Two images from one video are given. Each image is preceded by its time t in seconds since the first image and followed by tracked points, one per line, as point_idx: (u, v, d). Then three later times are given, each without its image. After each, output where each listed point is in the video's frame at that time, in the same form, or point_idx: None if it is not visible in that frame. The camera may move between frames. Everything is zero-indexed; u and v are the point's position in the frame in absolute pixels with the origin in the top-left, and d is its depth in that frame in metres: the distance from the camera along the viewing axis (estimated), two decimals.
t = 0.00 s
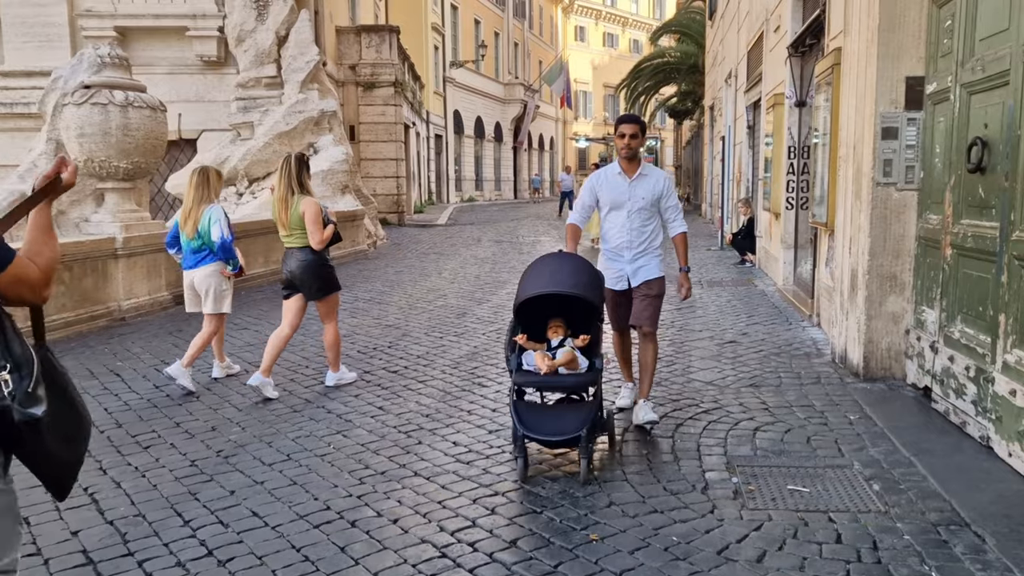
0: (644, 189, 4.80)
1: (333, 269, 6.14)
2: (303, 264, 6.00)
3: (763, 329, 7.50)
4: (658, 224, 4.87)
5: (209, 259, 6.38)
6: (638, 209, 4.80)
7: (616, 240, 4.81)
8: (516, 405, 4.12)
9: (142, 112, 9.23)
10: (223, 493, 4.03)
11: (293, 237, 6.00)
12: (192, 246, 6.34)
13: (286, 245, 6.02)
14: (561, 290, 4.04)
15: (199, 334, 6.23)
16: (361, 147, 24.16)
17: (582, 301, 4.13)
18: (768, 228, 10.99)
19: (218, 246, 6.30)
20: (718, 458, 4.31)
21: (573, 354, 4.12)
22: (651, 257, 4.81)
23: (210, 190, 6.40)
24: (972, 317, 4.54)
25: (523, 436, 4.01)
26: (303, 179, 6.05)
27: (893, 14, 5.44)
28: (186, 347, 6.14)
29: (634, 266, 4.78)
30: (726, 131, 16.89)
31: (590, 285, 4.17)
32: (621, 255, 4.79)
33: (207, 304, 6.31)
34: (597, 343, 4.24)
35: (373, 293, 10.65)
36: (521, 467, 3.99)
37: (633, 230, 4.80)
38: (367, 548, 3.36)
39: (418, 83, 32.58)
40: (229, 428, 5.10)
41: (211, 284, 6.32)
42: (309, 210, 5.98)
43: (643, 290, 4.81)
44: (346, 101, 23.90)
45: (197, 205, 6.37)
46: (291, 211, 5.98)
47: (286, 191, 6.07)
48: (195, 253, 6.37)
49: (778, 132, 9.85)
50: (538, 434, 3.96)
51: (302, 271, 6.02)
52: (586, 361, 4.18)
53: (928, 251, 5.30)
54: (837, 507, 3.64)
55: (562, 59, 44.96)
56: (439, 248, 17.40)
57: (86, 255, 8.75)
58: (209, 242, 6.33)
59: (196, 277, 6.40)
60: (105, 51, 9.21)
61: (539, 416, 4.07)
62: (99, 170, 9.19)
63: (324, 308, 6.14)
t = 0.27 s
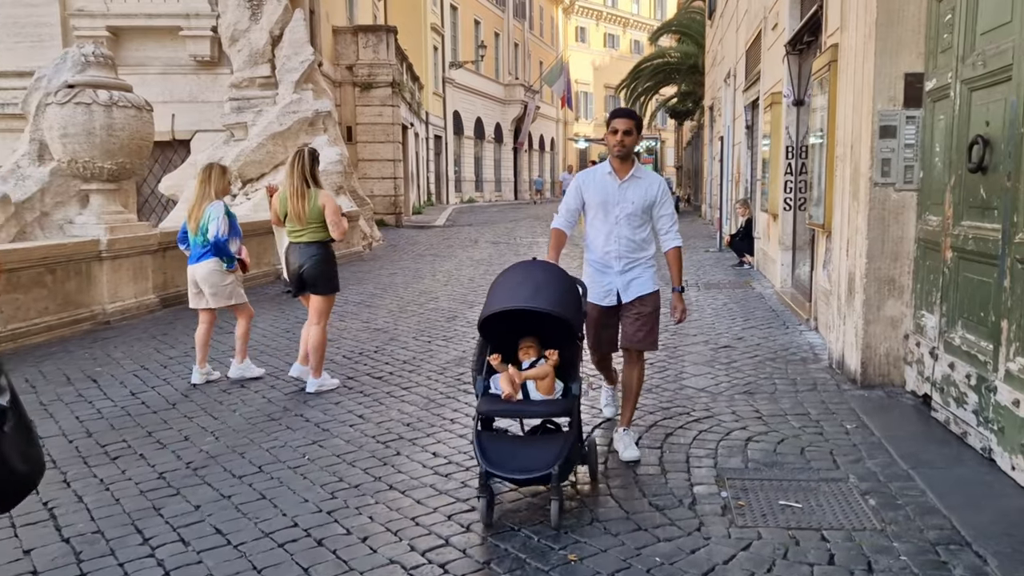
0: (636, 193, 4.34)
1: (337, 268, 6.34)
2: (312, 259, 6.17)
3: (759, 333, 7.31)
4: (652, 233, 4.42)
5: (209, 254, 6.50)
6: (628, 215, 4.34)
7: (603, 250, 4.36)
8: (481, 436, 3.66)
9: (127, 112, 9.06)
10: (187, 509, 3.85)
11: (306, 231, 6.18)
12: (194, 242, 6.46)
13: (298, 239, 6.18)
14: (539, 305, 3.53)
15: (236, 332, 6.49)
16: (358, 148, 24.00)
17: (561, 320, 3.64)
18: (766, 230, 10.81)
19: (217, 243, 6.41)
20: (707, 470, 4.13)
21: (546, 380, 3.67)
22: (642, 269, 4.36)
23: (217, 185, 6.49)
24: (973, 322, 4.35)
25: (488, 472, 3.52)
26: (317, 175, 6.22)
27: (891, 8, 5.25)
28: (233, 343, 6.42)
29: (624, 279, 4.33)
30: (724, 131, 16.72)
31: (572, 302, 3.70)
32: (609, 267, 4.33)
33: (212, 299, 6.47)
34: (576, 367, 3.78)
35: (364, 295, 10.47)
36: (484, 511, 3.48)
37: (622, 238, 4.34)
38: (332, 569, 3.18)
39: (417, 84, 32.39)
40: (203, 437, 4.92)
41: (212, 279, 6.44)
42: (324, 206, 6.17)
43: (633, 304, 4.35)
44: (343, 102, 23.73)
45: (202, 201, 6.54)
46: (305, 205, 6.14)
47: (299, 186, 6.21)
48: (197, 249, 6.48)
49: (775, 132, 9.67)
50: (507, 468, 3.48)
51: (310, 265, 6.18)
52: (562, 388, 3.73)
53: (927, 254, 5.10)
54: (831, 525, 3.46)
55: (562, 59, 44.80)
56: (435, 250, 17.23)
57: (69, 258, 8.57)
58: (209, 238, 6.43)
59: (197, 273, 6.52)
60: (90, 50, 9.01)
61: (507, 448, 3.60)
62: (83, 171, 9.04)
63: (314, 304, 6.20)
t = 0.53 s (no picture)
0: (624, 194, 3.96)
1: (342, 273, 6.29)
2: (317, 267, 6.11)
3: (757, 340, 7.11)
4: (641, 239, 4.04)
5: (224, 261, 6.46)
6: (616, 218, 3.96)
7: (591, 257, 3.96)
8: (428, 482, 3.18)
9: (115, 115, 8.89)
10: (148, 531, 3.67)
11: (312, 238, 6.11)
12: (210, 250, 6.45)
13: (304, 246, 6.11)
14: (501, 331, 3.11)
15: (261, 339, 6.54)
16: (359, 151, 23.87)
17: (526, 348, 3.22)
18: (767, 234, 10.60)
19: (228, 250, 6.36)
20: (696, 489, 3.93)
21: (507, 414, 3.22)
22: (630, 278, 3.96)
23: (232, 192, 6.44)
24: (978, 333, 4.14)
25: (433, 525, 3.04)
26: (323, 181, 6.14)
27: (891, 4, 5.04)
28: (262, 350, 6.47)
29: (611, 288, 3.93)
30: (727, 133, 16.53)
31: (543, 326, 3.27)
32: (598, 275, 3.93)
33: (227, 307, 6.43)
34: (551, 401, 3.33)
35: (357, 301, 10.30)
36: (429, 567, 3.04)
37: (609, 243, 3.95)
38: None
39: (420, 86, 32.25)
40: (176, 452, 4.74)
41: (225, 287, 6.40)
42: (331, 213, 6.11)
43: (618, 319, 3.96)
44: (343, 105, 23.60)
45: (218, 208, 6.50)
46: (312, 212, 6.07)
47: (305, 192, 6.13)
48: (213, 257, 6.47)
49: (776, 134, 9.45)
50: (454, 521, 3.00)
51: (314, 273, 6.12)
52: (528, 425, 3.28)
53: (930, 260, 4.89)
54: (825, 551, 3.25)
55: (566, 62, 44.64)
56: (435, 254, 17.07)
57: (54, 264, 8.42)
58: (222, 246, 6.39)
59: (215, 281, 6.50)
60: (77, 52, 8.89)
61: (457, 495, 3.12)
62: (70, 175, 8.90)
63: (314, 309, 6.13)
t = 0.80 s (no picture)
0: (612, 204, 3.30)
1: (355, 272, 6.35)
2: (325, 264, 6.15)
3: (767, 346, 6.88)
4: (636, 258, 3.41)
5: (247, 259, 6.41)
6: (604, 233, 3.32)
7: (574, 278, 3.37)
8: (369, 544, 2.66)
9: (113, 117, 8.74)
10: (120, 551, 3.50)
11: (321, 235, 6.14)
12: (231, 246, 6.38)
13: (313, 243, 6.15)
14: (457, 366, 2.67)
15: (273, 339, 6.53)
16: (368, 152, 23.73)
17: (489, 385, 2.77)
18: (778, 236, 10.35)
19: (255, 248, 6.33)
20: (698, 508, 3.72)
21: (466, 462, 2.71)
22: (623, 304, 3.37)
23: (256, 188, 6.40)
24: (999, 342, 3.91)
25: None
26: (333, 181, 6.25)
27: None
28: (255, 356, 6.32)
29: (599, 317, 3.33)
30: (738, 133, 16.28)
31: (514, 355, 2.86)
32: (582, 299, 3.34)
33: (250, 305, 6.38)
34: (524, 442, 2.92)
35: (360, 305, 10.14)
36: None
37: (596, 264, 3.33)
38: None
39: (429, 87, 32.11)
40: (158, 464, 4.58)
41: (250, 284, 6.36)
42: (341, 212, 6.15)
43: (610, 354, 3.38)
44: (352, 106, 23.48)
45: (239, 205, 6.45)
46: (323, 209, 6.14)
47: (315, 191, 6.22)
48: (234, 253, 6.40)
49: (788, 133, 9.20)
50: None
51: (322, 269, 6.16)
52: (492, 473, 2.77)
53: (947, 264, 4.66)
54: None
55: (577, 62, 44.41)
56: (442, 256, 16.90)
57: (49, 268, 8.29)
58: (247, 243, 6.35)
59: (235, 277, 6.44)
60: (74, 53, 8.76)
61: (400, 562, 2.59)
62: (67, 178, 8.78)
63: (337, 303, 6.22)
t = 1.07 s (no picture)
0: (587, 195, 2.90)
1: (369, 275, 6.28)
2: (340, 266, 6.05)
3: (776, 349, 6.64)
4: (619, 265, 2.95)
5: (262, 261, 6.42)
6: (577, 230, 2.91)
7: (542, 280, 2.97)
8: None
9: (106, 115, 8.59)
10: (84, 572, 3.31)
11: (336, 237, 6.02)
12: (247, 248, 6.36)
13: (328, 245, 6.04)
14: (374, 414, 2.18)
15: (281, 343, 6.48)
16: (374, 152, 23.57)
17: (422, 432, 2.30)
18: (789, 234, 10.09)
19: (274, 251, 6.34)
20: (699, 525, 3.49)
21: (394, 528, 2.34)
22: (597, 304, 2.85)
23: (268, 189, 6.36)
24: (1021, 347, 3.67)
25: None
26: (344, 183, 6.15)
27: None
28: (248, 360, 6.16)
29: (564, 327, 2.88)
30: (748, 130, 16.02)
31: (451, 404, 2.31)
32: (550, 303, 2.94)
33: (266, 307, 6.41)
34: (466, 500, 2.54)
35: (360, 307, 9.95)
36: None
37: (566, 266, 2.92)
38: None
39: (437, 86, 31.93)
40: (137, 475, 4.40)
41: (268, 287, 6.37)
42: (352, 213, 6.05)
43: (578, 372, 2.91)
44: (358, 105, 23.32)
45: (252, 207, 6.37)
46: (339, 210, 6.03)
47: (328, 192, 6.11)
48: (250, 255, 6.39)
49: (798, 128, 8.94)
50: None
51: (339, 272, 6.06)
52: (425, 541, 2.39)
53: (964, 264, 4.42)
54: None
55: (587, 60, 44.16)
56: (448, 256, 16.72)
57: (42, 270, 8.13)
58: (264, 245, 6.34)
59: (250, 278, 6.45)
60: (67, 51, 8.61)
61: None
62: (60, 178, 8.63)
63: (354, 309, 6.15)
